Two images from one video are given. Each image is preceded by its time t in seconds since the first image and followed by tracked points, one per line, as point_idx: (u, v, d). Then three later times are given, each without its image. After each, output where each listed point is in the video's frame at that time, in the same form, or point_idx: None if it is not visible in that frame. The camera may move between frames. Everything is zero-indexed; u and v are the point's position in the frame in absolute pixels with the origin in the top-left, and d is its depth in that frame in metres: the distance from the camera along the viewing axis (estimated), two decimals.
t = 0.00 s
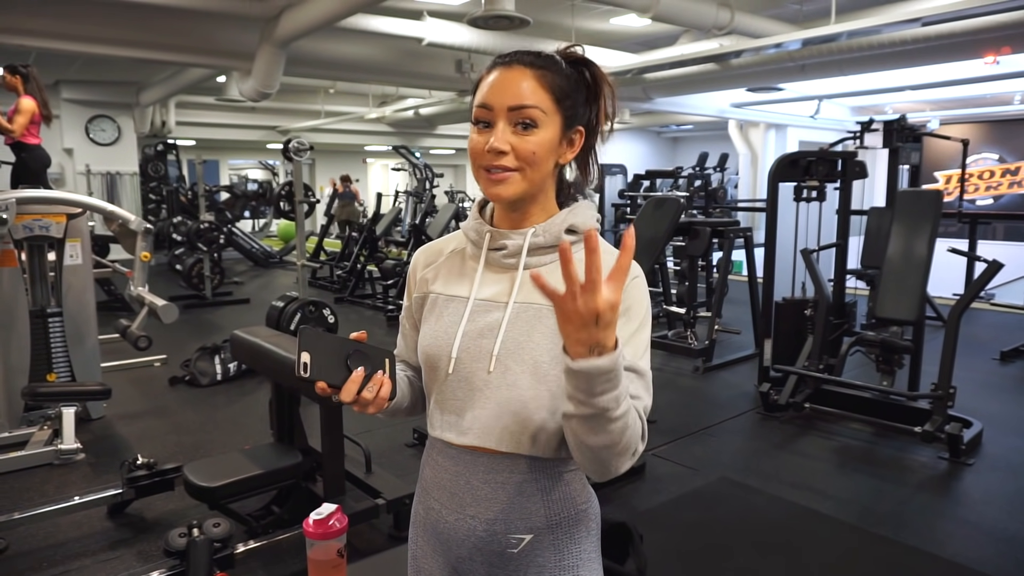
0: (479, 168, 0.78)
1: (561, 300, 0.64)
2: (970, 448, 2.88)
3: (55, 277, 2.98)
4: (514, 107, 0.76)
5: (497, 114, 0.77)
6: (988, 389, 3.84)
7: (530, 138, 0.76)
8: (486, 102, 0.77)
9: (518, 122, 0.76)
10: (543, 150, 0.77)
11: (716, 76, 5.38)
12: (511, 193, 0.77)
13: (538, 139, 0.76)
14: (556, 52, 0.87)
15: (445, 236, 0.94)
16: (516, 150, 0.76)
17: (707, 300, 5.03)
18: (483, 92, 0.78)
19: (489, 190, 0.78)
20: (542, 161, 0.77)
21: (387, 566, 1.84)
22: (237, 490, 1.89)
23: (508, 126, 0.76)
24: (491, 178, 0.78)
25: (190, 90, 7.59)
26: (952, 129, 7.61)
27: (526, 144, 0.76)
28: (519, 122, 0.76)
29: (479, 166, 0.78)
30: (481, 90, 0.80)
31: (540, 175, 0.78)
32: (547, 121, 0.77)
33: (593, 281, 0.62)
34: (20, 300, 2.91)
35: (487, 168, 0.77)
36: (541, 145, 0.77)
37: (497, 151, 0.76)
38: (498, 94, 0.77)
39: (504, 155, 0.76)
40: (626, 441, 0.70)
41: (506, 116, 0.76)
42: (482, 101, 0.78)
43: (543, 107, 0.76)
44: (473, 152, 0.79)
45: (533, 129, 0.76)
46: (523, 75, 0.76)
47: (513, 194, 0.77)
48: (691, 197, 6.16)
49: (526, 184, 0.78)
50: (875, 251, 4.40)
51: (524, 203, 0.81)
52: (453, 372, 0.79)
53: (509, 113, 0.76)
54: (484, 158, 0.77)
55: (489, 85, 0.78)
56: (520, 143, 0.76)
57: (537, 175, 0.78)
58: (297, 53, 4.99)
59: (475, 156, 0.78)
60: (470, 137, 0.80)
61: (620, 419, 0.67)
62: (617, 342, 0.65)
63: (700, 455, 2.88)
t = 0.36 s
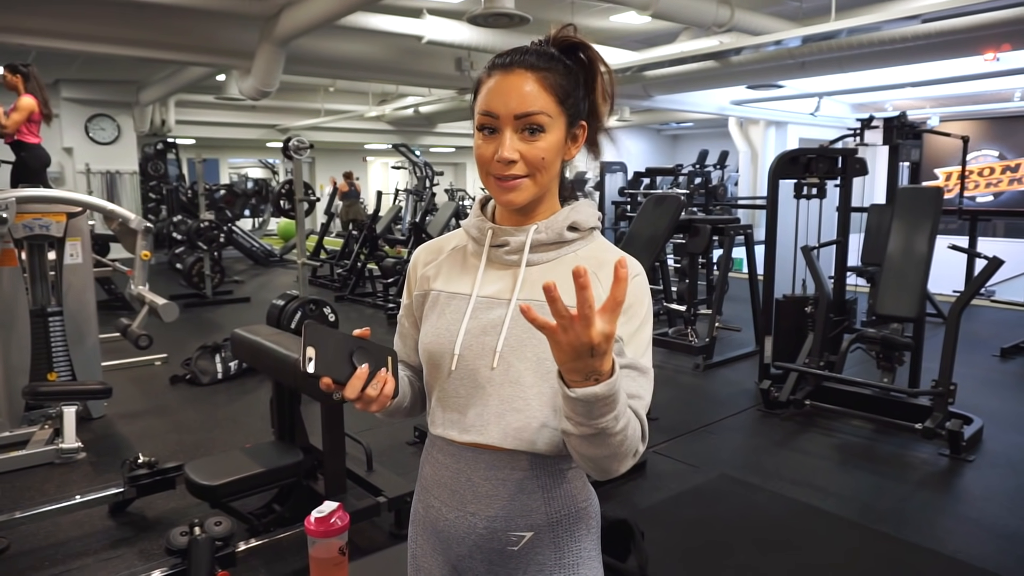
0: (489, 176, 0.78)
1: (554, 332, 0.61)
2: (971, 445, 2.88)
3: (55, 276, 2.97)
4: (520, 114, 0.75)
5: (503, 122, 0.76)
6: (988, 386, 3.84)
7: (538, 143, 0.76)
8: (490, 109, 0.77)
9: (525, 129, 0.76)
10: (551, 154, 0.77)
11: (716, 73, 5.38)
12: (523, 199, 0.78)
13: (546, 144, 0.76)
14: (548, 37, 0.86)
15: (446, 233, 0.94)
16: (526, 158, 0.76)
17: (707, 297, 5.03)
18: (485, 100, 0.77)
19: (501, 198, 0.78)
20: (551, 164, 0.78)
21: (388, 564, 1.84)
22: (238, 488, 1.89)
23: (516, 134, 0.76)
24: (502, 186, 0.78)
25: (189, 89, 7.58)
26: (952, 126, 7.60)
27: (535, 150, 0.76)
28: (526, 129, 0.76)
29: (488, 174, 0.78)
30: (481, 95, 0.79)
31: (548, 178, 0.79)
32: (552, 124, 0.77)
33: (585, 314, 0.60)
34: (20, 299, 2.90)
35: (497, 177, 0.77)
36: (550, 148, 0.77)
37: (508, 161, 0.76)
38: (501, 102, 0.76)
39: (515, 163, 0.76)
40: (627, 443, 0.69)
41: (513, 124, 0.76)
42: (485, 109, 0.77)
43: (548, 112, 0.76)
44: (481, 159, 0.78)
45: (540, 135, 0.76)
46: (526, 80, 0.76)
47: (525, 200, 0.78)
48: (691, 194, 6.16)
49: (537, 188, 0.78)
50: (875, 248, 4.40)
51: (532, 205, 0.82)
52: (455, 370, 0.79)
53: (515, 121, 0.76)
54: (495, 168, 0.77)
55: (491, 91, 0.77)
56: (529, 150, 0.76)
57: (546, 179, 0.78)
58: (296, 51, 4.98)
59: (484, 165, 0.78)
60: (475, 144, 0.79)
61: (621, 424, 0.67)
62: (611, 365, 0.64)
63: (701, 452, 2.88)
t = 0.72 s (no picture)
0: (488, 176, 0.78)
1: (565, 337, 0.61)
2: (973, 443, 2.88)
3: (56, 275, 2.97)
4: (516, 113, 0.75)
5: (500, 121, 0.76)
6: (990, 384, 3.83)
7: (536, 142, 0.76)
8: (487, 108, 0.76)
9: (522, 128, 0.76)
10: (549, 152, 0.77)
11: (717, 71, 5.37)
12: (521, 197, 0.77)
13: (543, 142, 0.76)
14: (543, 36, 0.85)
15: (444, 234, 0.93)
16: (524, 157, 0.75)
17: (709, 295, 5.02)
18: (482, 98, 0.77)
19: (499, 197, 0.78)
20: (549, 162, 0.77)
21: (390, 562, 1.84)
22: (239, 487, 1.89)
23: (513, 133, 0.76)
24: (500, 185, 0.77)
25: (190, 87, 7.56)
26: (953, 123, 7.58)
27: (532, 149, 0.76)
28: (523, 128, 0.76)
29: (487, 173, 0.78)
30: (478, 94, 0.78)
31: (547, 176, 0.78)
32: (549, 122, 0.76)
33: (596, 319, 0.60)
34: (20, 298, 2.89)
35: (495, 176, 0.77)
36: (548, 146, 0.76)
37: (505, 160, 0.75)
38: (498, 101, 0.76)
39: (512, 162, 0.76)
40: (632, 442, 0.69)
41: (510, 122, 0.76)
42: (482, 108, 0.77)
43: (545, 109, 0.76)
44: (478, 159, 0.78)
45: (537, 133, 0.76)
46: (522, 78, 0.75)
47: (523, 199, 0.78)
48: (692, 192, 6.15)
49: (535, 187, 0.78)
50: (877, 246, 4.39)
51: (530, 204, 0.81)
52: (457, 371, 0.79)
53: (512, 120, 0.75)
54: (493, 168, 0.77)
55: (487, 91, 0.77)
56: (527, 149, 0.75)
57: (545, 177, 0.78)
58: (296, 50, 4.97)
59: (482, 164, 0.78)
60: (472, 144, 0.79)
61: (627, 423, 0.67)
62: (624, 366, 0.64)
63: (702, 450, 2.88)
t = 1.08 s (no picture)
0: (484, 158, 0.77)
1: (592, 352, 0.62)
2: (976, 444, 2.87)
3: (59, 275, 2.97)
4: (513, 94, 0.75)
5: (496, 102, 0.76)
6: (993, 384, 3.82)
7: (532, 123, 0.75)
8: (485, 91, 0.77)
9: (518, 109, 0.75)
10: (545, 136, 0.76)
11: (719, 71, 5.36)
12: (516, 180, 0.77)
13: (540, 125, 0.76)
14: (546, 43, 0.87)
15: (443, 233, 0.93)
16: (519, 137, 0.75)
17: (711, 295, 5.01)
18: (481, 82, 0.78)
19: (495, 179, 0.77)
20: (546, 146, 0.77)
21: (391, 562, 1.84)
22: (240, 486, 1.89)
23: (509, 113, 0.75)
24: (496, 167, 0.77)
25: (192, 87, 7.57)
26: (956, 123, 7.56)
27: (528, 130, 0.75)
28: (519, 109, 0.76)
29: (483, 156, 0.77)
30: (478, 80, 0.79)
31: (543, 161, 0.78)
32: (546, 106, 0.76)
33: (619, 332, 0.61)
34: (24, 298, 2.89)
35: (491, 157, 0.77)
36: (544, 130, 0.76)
37: (501, 139, 0.75)
38: (496, 82, 0.76)
39: (508, 141, 0.75)
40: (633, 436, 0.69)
41: (506, 103, 0.76)
42: (481, 92, 0.77)
43: (542, 92, 0.76)
44: (475, 142, 0.78)
45: (533, 115, 0.76)
46: (521, 62, 0.76)
47: (519, 182, 0.77)
48: (695, 192, 6.14)
49: (531, 171, 0.77)
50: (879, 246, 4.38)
51: (527, 192, 0.80)
52: (453, 370, 0.79)
53: (509, 100, 0.75)
54: (488, 148, 0.76)
55: (487, 74, 0.77)
56: (523, 130, 0.75)
57: (541, 161, 0.77)
58: (298, 50, 4.97)
59: (478, 147, 0.77)
60: (470, 128, 0.79)
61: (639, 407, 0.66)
62: (644, 350, 0.67)
63: (704, 450, 2.87)
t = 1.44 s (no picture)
0: (487, 172, 0.78)
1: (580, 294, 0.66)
2: (978, 443, 2.87)
3: (60, 276, 2.99)
4: (517, 110, 0.75)
5: (500, 117, 0.76)
6: (995, 383, 3.81)
7: (535, 138, 0.75)
8: (487, 105, 0.76)
9: (522, 125, 0.75)
10: (548, 150, 0.77)
11: (719, 71, 5.36)
12: (519, 195, 0.77)
13: (543, 139, 0.76)
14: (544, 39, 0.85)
15: (444, 235, 0.93)
16: (523, 153, 0.75)
17: (711, 295, 5.01)
18: (483, 94, 0.77)
19: (499, 193, 0.78)
20: (548, 160, 0.77)
21: (392, 563, 1.84)
22: (242, 487, 1.89)
23: (513, 129, 0.75)
24: (499, 182, 0.77)
25: (193, 88, 7.56)
26: (957, 122, 7.55)
27: (532, 146, 0.75)
28: (523, 125, 0.75)
29: (486, 169, 0.78)
30: (479, 90, 0.78)
31: (546, 173, 0.78)
32: (549, 120, 0.76)
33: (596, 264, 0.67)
34: (26, 300, 2.90)
35: (495, 172, 0.77)
36: (547, 144, 0.76)
37: (505, 156, 0.75)
38: (500, 96, 0.76)
39: (512, 157, 0.75)
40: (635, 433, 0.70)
41: (510, 119, 0.75)
42: (483, 104, 0.77)
43: (545, 107, 0.76)
44: (478, 155, 0.78)
45: (537, 130, 0.76)
46: (524, 76, 0.75)
47: (521, 196, 0.77)
48: (696, 192, 6.13)
49: (534, 184, 0.77)
50: (880, 244, 4.37)
51: (529, 203, 0.81)
52: (456, 371, 0.79)
53: (512, 116, 0.75)
54: (492, 163, 0.76)
55: (489, 86, 0.77)
56: (526, 146, 0.75)
57: (544, 174, 0.78)
58: (298, 51, 4.98)
59: (481, 160, 0.77)
60: (472, 140, 0.79)
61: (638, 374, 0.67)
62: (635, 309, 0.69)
63: (705, 450, 2.87)
